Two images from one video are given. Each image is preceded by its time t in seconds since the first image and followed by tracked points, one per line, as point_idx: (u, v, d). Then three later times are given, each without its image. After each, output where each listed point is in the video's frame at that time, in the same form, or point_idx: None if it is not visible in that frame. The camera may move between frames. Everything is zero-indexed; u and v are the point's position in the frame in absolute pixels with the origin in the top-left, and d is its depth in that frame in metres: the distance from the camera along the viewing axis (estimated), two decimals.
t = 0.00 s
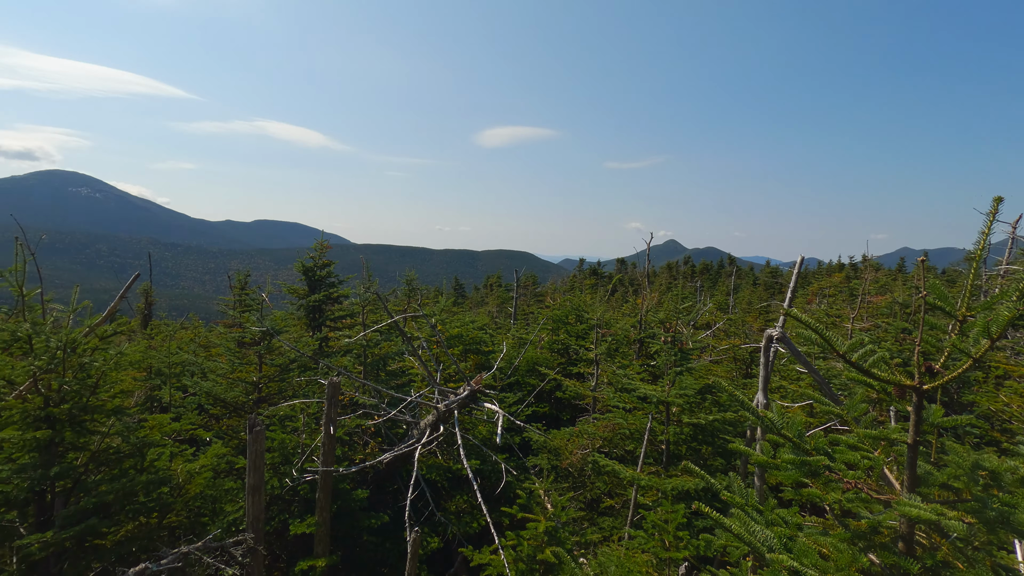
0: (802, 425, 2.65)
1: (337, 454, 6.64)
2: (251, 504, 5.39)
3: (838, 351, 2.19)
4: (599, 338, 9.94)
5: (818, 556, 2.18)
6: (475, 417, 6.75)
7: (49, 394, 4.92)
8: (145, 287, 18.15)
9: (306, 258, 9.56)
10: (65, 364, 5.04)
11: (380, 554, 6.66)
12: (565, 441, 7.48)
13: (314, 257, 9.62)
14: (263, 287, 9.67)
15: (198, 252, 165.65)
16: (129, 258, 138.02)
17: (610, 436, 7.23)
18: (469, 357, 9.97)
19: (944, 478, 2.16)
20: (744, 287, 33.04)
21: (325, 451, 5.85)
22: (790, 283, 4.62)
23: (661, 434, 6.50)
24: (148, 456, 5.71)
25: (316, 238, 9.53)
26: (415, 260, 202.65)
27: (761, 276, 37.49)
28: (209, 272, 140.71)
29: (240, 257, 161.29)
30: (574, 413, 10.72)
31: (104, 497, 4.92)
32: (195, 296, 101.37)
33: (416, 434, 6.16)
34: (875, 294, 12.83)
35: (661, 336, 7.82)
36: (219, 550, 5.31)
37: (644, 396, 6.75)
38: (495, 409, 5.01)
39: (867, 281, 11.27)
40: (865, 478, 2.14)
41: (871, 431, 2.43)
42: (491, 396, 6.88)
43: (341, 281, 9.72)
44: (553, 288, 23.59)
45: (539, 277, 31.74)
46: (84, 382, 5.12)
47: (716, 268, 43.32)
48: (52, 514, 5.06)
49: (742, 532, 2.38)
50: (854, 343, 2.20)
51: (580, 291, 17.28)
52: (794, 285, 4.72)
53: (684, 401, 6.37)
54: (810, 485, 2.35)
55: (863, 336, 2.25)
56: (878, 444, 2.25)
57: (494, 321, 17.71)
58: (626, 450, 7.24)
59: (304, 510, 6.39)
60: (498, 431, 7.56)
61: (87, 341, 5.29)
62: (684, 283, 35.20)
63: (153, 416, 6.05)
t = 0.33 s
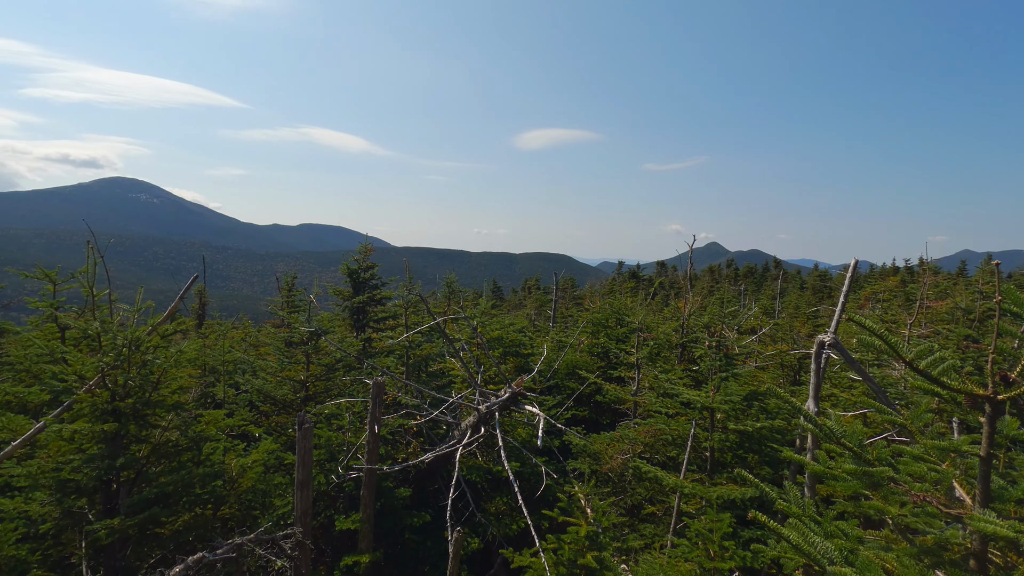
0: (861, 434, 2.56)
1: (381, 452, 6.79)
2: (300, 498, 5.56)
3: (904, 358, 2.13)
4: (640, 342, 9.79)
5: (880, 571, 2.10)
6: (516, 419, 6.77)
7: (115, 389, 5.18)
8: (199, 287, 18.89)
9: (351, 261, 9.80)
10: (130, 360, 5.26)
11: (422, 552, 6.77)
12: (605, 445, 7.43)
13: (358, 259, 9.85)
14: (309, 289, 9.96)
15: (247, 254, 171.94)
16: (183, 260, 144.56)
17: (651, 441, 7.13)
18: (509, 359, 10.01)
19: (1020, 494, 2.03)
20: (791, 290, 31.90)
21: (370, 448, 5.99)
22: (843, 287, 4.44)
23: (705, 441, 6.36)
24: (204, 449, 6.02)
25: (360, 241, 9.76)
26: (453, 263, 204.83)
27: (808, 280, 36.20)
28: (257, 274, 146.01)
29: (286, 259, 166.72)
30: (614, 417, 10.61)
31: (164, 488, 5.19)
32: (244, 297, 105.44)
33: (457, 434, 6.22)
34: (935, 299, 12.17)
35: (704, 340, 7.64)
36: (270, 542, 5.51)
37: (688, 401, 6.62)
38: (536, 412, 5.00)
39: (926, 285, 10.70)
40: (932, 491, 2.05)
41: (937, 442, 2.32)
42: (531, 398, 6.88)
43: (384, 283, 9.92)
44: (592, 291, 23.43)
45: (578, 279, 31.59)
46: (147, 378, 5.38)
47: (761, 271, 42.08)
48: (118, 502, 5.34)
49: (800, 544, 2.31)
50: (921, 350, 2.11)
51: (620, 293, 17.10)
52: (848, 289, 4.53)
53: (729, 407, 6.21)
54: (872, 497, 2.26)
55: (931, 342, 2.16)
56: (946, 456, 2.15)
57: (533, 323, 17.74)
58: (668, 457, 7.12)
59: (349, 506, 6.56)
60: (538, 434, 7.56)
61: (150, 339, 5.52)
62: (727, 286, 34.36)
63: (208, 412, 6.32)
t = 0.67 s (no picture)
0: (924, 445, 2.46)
1: (423, 452, 6.90)
2: (346, 496, 5.69)
3: (977, 368, 2.07)
4: (682, 347, 9.60)
5: None
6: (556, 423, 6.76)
7: (174, 385, 5.43)
8: (248, 289, 19.59)
9: (393, 264, 9.99)
10: (189, 359, 5.58)
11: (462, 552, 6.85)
12: (647, 452, 7.34)
13: (400, 262, 10.04)
14: (353, 291, 10.21)
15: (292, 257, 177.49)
16: (233, 263, 150.48)
17: (694, 448, 6.99)
18: (548, 363, 9.99)
19: None
20: (840, 295, 30.63)
21: (413, 449, 6.09)
22: (901, 291, 4.25)
23: (752, 450, 6.19)
24: (255, 445, 6.26)
25: (402, 245, 9.96)
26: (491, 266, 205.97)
27: (859, 284, 34.75)
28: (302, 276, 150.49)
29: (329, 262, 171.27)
30: (655, 423, 10.44)
31: (219, 481, 5.42)
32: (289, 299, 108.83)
33: (498, 437, 6.25)
34: (1001, 304, 11.45)
35: (749, 346, 7.41)
36: (317, 538, 5.67)
37: (733, 408, 6.45)
38: (576, 415, 4.98)
39: (992, 289, 10.08)
40: (1008, 508, 1.95)
41: (1009, 456, 2.21)
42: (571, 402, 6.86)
43: (425, 286, 10.08)
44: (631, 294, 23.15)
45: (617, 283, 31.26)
46: (204, 376, 5.64)
47: (809, 274, 40.63)
48: (176, 494, 5.58)
49: (861, 559, 2.25)
50: (996, 359, 2.03)
51: (661, 297, 16.82)
52: (907, 294, 4.33)
53: (777, 415, 6.02)
54: (940, 512, 2.18)
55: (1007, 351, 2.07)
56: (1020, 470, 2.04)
57: (572, 327, 17.67)
58: (711, 465, 6.97)
59: (391, 505, 6.71)
60: (577, 438, 7.53)
61: (205, 338, 5.74)
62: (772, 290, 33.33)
63: (260, 409, 6.56)
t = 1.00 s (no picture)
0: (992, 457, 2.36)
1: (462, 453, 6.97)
2: (388, 495, 5.80)
3: None
4: (724, 352, 9.37)
5: None
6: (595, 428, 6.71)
7: (227, 383, 5.65)
8: (293, 290, 20.19)
9: (433, 267, 10.13)
10: (241, 357, 5.77)
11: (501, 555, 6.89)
12: (688, 459, 7.21)
13: (439, 266, 10.17)
14: (393, 294, 10.40)
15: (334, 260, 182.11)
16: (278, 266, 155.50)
17: (738, 456, 6.82)
18: (586, 367, 9.92)
19: None
20: (893, 299, 29.31)
21: (453, 450, 6.16)
22: (962, 296, 4.04)
23: (799, 459, 5.98)
24: (301, 443, 6.45)
25: (441, 248, 10.08)
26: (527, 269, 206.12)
27: (912, 288, 33.17)
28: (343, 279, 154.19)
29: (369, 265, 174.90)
30: (696, 430, 10.24)
31: (268, 477, 5.62)
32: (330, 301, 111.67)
33: (537, 440, 6.25)
34: None
35: (796, 352, 7.17)
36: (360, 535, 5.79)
37: (779, 416, 6.26)
38: (616, 420, 4.93)
39: None
40: None
41: None
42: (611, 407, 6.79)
43: (464, 289, 10.18)
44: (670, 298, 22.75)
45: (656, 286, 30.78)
46: (254, 375, 5.85)
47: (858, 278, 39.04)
48: (227, 488, 5.81)
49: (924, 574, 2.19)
50: None
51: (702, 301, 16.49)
52: (968, 299, 4.11)
53: (827, 424, 5.81)
54: (1010, 528, 2.10)
55: None
56: None
57: (610, 330, 17.51)
58: (756, 474, 6.79)
59: (431, 505, 6.80)
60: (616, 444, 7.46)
61: (256, 338, 5.95)
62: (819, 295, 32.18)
63: (306, 408, 6.77)
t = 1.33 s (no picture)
0: None
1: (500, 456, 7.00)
2: (427, 495, 5.87)
3: None
4: (769, 358, 9.11)
5: None
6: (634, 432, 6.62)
7: (275, 382, 5.85)
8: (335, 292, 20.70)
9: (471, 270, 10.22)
10: (287, 357, 5.93)
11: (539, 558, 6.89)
12: (730, 466, 7.04)
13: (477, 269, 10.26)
14: (432, 296, 10.55)
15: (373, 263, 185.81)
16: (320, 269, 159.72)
17: (783, 465, 6.62)
18: (625, 370, 9.81)
19: None
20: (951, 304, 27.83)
21: (491, 452, 6.19)
22: None
23: (849, 470, 5.76)
24: (344, 442, 6.62)
25: (479, 252, 10.17)
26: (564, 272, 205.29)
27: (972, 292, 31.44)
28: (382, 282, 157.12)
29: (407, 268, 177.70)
30: (738, 437, 9.98)
31: (312, 474, 5.78)
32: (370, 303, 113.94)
33: (575, 444, 6.21)
34: None
35: (845, 358, 6.90)
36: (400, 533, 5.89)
37: (827, 425, 6.04)
38: (656, 425, 4.86)
39: None
40: None
41: None
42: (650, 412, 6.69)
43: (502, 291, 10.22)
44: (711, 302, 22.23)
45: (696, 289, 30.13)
46: (300, 375, 6.03)
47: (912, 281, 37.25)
48: (274, 484, 6.01)
49: None
50: None
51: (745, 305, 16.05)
52: None
53: (879, 434, 5.57)
54: None
55: None
56: None
57: (648, 334, 17.25)
58: (802, 484, 6.57)
59: (469, 506, 6.87)
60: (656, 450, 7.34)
61: (302, 339, 6.13)
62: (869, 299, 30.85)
63: (348, 408, 6.93)
